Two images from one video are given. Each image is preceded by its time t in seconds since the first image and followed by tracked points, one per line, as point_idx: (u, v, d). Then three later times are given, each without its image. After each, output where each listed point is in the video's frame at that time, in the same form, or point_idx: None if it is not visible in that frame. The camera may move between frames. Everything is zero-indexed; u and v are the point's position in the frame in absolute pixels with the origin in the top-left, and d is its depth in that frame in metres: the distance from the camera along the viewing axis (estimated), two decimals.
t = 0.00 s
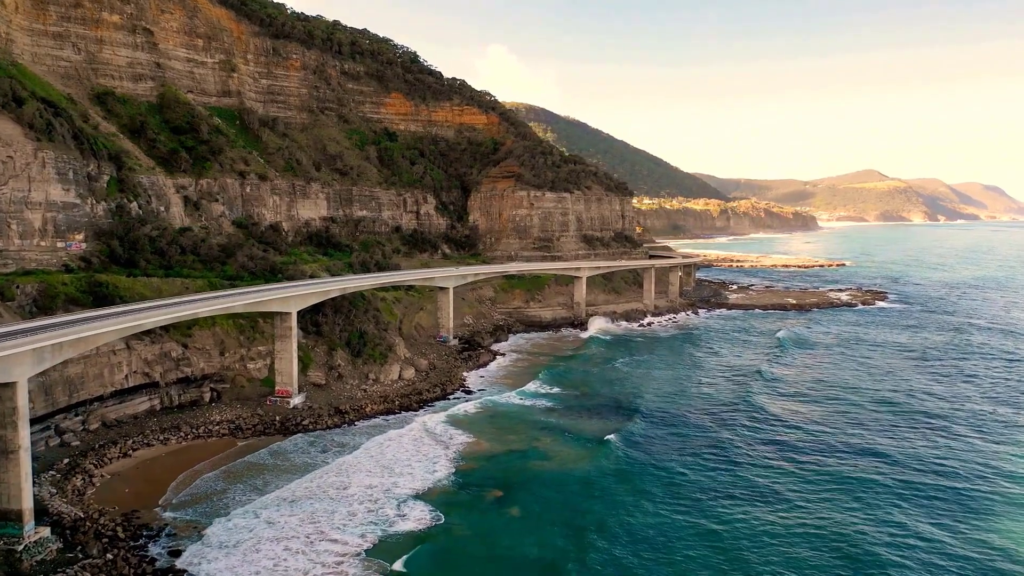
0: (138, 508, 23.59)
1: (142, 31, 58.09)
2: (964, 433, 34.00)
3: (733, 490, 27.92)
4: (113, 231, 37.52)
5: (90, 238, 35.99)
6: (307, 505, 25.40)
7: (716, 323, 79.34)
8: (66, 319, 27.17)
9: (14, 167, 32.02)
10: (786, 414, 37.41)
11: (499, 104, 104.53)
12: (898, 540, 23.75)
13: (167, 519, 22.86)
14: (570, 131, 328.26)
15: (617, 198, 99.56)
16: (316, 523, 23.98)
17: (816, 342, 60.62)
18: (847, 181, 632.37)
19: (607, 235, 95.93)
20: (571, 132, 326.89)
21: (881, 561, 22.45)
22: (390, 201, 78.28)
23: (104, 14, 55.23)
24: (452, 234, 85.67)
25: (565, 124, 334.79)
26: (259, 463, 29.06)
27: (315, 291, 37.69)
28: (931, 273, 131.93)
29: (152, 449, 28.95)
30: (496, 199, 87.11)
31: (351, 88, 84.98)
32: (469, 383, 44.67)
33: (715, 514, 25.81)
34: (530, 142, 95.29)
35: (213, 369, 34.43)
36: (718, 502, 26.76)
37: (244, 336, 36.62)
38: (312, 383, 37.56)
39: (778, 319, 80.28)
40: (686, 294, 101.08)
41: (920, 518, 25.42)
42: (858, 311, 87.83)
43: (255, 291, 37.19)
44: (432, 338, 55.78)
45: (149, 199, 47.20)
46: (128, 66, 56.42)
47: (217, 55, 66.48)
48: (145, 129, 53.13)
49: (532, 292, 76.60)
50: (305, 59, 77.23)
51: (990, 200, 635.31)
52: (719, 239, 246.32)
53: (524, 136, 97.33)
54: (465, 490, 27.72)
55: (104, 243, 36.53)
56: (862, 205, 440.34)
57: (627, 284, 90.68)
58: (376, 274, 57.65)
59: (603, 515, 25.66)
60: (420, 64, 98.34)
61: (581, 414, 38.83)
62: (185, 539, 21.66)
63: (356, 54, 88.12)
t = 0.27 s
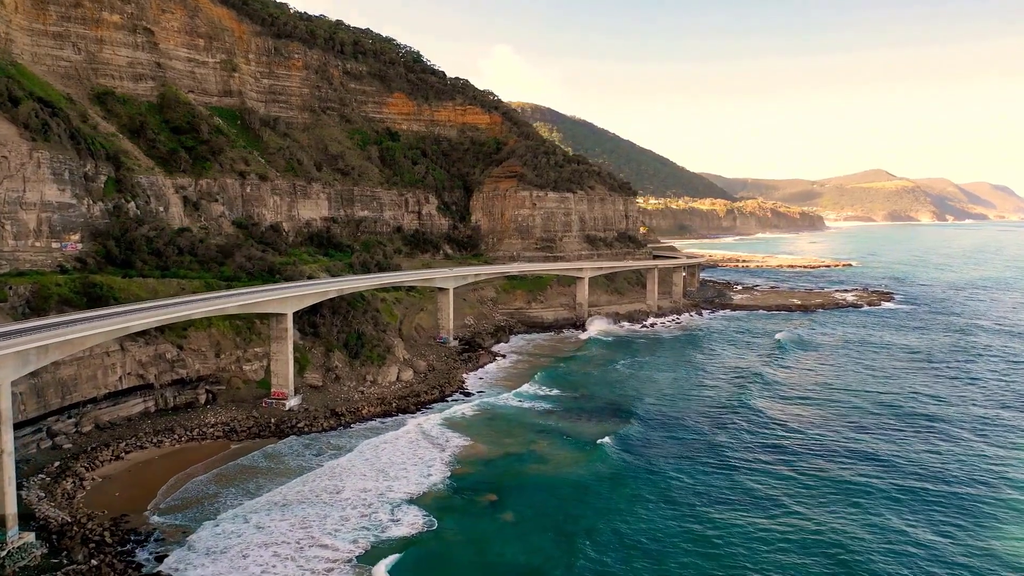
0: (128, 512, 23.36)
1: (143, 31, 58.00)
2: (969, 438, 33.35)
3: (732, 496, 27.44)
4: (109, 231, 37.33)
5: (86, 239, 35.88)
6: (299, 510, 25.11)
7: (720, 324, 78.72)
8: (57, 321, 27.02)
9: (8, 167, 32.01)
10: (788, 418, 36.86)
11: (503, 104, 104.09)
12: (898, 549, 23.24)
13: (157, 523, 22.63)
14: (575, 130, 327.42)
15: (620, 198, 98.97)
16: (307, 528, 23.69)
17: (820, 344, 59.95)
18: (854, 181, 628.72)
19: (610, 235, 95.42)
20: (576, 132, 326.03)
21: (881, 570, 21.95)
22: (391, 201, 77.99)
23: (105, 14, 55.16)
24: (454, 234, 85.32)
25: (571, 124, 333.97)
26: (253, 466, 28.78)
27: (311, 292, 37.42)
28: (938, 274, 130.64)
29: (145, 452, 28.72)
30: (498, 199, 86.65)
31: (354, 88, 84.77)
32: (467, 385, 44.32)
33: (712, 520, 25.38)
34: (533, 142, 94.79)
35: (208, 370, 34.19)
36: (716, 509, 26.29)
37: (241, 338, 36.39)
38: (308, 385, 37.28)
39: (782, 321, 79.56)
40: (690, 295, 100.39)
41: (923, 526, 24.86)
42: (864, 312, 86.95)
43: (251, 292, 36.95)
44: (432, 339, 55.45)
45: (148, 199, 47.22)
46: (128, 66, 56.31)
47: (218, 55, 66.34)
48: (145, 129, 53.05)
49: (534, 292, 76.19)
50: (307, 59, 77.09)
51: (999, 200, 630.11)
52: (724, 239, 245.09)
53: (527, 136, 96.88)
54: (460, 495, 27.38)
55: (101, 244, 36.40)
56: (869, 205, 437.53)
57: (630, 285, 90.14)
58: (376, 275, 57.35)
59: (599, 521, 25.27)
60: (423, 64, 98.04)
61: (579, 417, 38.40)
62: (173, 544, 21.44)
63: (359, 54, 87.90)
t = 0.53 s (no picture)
0: (116, 516, 23.11)
1: (143, 31, 57.93)
2: (974, 444, 32.74)
3: (731, 502, 26.95)
4: (106, 232, 37.22)
5: (82, 239, 35.75)
6: (291, 514, 24.82)
7: (723, 326, 78.10)
8: (47, 323, 26.84)
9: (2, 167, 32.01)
10: (790, 422, 36.34)
11: (506, 104, 103.71)
12: (898, 557, 22.76)
13: (146, 528, 22.41)
14: (580, 130, 326.64)
15: (624, 198, 98.47)
16: (298, 534, 23.39)
17: (824, 346, 59.28)
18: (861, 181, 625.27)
19: (613, 235, 94.89)
20: (581, 132, 325.22)
21: None
22: (393, 201, 77.76)
23: (105, 14, 55.08)
24: (456, 235, 84.99)
25: (576, 124, 333.06)
26: (246, 469, 28.50)
27: (307, 293, 37.17)
28: (946, 274, 129.32)
29: (138, 455, 28.48)
30: (500, 199, 86.21)
31: (356, 88, 84.59)
32: (466, 386, 43.96)
33: (709, 527, 24.94)
34: (536, 142, 94.38)
35: (204, 372, 33.94)
36: (715, 515, 25.81)
37: (237, 339, 36.12)
38: (305, 387, 37.00)
39: (786, 322, 78.83)
40: (693, 296, 99.74)
41: (925, 534, 24.32)
42: (870, 313, 86.09)
43: (247, 293, 36.69)
44: (432, 340, 55.10)
45: (146, 199, 47.09)
46: (128, 65, 56.19)
47: (219, 54, 66.24)
48: (144, 129, 52.97)
49: (536, 293, 75.80)
50: (309, 59, 76.95)
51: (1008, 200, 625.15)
52: (730, 239, 243.83)
53: (530, 135, 96.43)
54: (454, 500, 27.02)
55: (97, 244, 36.23)
56: (877, 205, 434.61)
57: (633, 285, 89.61)
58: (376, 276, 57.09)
59: (594, 527, 24.86)
60: (426, 64, 97.81)
61: (578, 419, 37.95)
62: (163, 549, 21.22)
63: (361, 54, 87.71)
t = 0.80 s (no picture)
0: (104, 521, 22.90)
1: (143, 30, 57.82)
2: (979, 450, 32.12)
3: (730, 509, 26.46)
4: (102, 232, 37.05)
5: (77, 240, 35.64)
6: (282, 519, 24.53)
7: (727, 327, 77.50)
8: (37, 324, 26.62)
9: None
10: (790, 426, 35.86)
11: (509, 103, 103.28)
12: (897, 567, 22.29)
13: (135, 535, 22.15)
14: (586, 130, 325.70)
15: (627, 198, 97.89)
16: (288, 539, 23.10)
17: (828, 348, 58.63)
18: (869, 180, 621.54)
19: (616, 236, 94.36)
20: (587, 131, 324.29)
21: None
22: (394, 202, 77.51)
23: (105, 13, 54.99)
24: (458, 235, 84.67)
25: (582, 124, 332.17)
26: (239, 473, 28.25)
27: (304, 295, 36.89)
28: (954, 275, 128.01)
29: (131, 458, 28.25)
30: (503, 199, 85.79)
31: (358, 87, 84.39)
32: (465, 388, 43.59)
33: (705, 534, 24.52)
34: (539, 141, 93.91)
35: (199, 374, 33.70)
36: (713, 522, 25.35)
37: (232, 341, 35.88)
38: (301, 389, 36.74)
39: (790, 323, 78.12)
40: (697, 297, 99.06)
41: (928, 544, 23.76)
42: (876, 315, 85.23)
43: (243, 294, 36.41)
44: (432, 341, 54.75)
45: (144, 200, 46.97)
46: (129, 65, 56.11)
47: (220, 54, 66.11)
48: (144, 129, 52.88)
49: (538, 294, 75.40)
50: (310, 58, 76.76)
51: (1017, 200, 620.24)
52: (736, 239, 242.69)
53: (533, 135, 95.96)
54: (448, 504, 26.67)
55: (92, 245, 36.11)
56: (884, 205, 431.77)
57: (636, 286, 89.06)
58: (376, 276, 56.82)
59: (588, 533, 24.48)
60: (429, 64, 97.50)
61: (577, 422, 37.56)
62: (151, 557, 20.96)
63: (363, 53, 87.49)
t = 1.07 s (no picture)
0: (92, 525, 22.64)
1: (144, 30, 57.73)
2: (987, 457, 31.40)
3: (729, 516, 25.93)
4: (98, 233, 36.89)
5: (72, 241, 35.47)
6: (273, 525, 24.22)
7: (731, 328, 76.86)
8: (27, 326, 26.40)
9: None
10: (792, 430, 35.33)
11: (512, 103, 102.85)
12: None
13: (123, 541, 21.85)
14: (591, 129, 324.79)
15: (631, 198, 97.30)
16: (278, 545, 22.79)
17: (832, 350, 57.93)
18: (876, 180, 617.46)
19: (619, 236, 93.79)
20: (592, 131, 323.43)
21: None
22: (396, 202, 77.26)
23: (105, 13, 54.91)
24: (460, 235, 84.31)
25: (587, 124, 331.30)
26: (232, 477, 27.97)
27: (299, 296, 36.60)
28: (962, 276, 126.70)
29: (123, 461, 28.00)
30: (505, 199, 85.35)
31: (360, 87, 84.18)
32: (463, 390, 43.19)
33: (702, 541, 24.08)
34: (542, 141, 93.43)
35: (194, 376, 33.45)
36: (710, 530, 24.88)
37: (228, 342, 35.62)
38: (297, 391, 36.46)
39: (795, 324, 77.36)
40: (701, 298, 98.37)
41: (932, 555, 23.20)
42: (882, 316, 84.35)
43: (239, 295, 36.14)
44: (432, 342, 54.39)
45: (143, 200, 46.83)
46: (129, 65, 56.03)
47: (222, 54, 65.97)
48: (144, 129, 52.77)
49: (540, 295, 74.96)
50: (312, 58, 76.59)
51: None
52: (741, 240, 241.50)
53: (536, 135, 95.49)
54: (442, 509, 26.30)
55: (88, 246, 35.95)
56: (891, 205, 428.88)
57: (639, 287, 88.50)
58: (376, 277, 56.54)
59: (582, 540, 24.08)
60: (432, 63, 97.19)
61: (575, 425, 37.13)
62: (137, 564, 20.72)
63: (366, 53, 87.27)
